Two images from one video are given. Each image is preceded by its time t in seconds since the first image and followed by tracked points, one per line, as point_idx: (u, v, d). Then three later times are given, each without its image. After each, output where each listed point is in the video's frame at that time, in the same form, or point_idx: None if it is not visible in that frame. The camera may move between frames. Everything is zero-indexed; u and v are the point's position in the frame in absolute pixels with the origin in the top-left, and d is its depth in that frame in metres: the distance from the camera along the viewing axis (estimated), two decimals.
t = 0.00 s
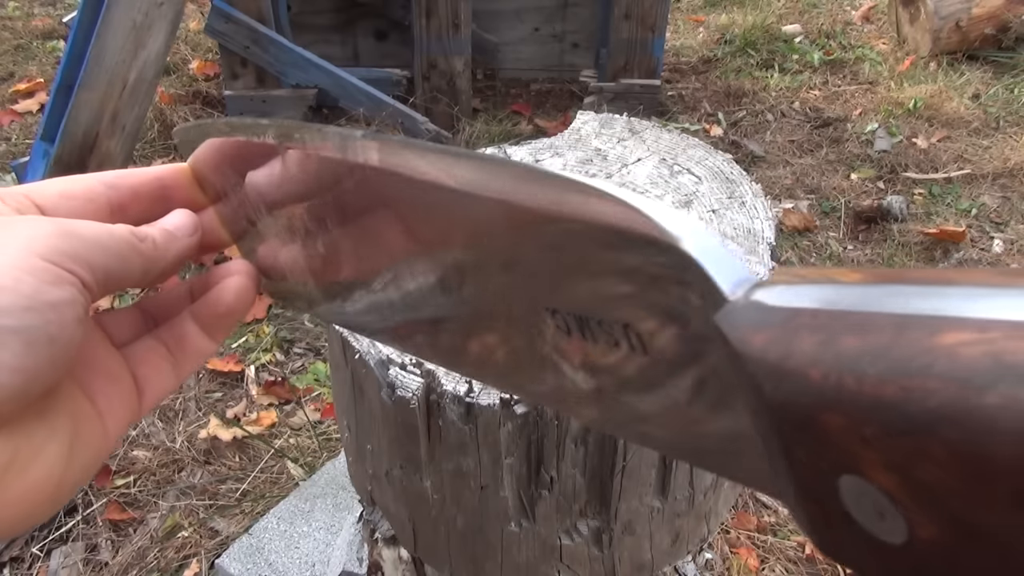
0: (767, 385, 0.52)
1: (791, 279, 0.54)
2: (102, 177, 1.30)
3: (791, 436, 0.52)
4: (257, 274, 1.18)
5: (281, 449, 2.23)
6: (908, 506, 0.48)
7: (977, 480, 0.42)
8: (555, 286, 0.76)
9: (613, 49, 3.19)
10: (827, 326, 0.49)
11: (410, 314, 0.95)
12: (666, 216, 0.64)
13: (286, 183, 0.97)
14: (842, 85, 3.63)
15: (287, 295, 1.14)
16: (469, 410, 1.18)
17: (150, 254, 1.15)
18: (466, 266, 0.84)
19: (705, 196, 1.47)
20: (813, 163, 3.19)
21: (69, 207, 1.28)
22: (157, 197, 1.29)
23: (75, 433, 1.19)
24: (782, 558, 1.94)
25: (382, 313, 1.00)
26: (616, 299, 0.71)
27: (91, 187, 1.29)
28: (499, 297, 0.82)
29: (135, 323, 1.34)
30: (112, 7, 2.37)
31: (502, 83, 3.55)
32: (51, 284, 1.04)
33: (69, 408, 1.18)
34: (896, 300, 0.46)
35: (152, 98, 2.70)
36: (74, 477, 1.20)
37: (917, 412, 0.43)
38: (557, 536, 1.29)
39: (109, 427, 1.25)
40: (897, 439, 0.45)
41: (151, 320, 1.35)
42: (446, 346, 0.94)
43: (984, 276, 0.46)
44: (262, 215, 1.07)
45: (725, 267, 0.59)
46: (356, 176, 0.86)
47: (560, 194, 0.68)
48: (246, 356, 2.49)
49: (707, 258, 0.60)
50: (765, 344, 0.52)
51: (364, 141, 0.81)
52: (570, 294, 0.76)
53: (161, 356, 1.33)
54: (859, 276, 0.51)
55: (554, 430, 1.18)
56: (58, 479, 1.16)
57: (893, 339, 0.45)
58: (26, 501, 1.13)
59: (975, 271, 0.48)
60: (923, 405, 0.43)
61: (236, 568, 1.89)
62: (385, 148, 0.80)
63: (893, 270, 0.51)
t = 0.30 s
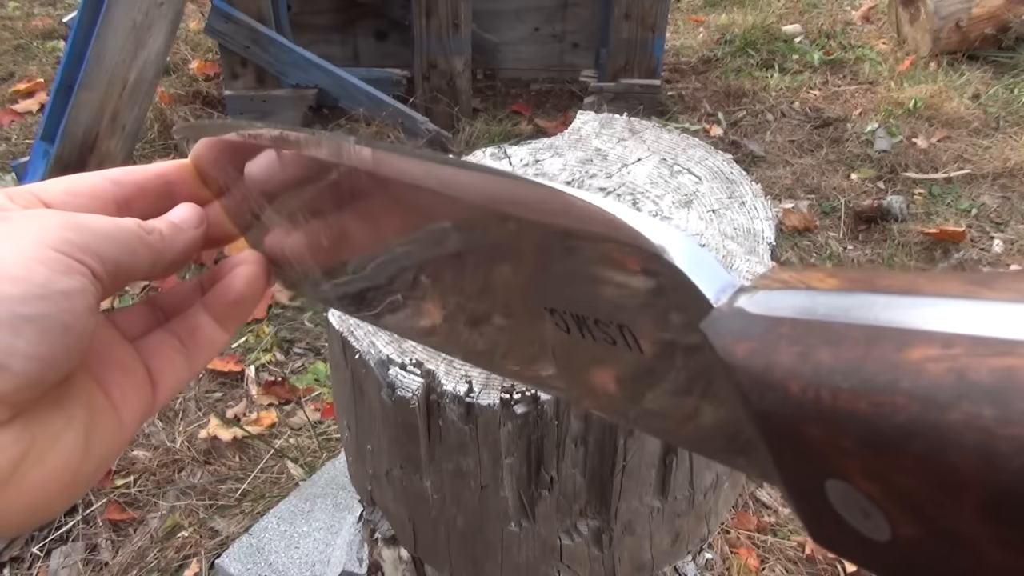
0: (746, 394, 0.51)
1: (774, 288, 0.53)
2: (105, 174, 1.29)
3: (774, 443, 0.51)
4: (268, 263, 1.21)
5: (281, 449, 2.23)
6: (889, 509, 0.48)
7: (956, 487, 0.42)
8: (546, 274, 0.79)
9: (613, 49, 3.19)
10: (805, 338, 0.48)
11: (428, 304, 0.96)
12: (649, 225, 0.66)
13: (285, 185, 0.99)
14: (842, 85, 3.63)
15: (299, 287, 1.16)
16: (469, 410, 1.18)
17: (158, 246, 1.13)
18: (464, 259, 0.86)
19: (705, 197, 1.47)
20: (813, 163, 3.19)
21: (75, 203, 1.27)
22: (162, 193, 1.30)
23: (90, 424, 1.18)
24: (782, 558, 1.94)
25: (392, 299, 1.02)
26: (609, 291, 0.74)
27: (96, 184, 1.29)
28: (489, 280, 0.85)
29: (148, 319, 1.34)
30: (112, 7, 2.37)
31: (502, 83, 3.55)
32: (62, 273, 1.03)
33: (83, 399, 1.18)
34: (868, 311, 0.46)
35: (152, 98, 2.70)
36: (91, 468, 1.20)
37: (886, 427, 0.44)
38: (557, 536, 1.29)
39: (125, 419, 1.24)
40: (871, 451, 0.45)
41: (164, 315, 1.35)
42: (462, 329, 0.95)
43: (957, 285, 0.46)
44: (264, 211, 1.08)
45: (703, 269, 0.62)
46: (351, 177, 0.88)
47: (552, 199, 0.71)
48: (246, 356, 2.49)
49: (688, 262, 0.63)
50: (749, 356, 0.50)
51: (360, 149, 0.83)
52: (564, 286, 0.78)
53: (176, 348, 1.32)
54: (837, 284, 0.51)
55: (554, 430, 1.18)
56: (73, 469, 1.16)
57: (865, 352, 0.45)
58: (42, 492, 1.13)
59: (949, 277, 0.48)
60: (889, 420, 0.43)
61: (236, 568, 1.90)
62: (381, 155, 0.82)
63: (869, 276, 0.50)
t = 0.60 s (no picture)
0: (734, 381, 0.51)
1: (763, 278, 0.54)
2: (115, 167, 1.29)
3: (768, 440, 0.50)
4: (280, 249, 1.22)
5: (281, 449, 2.23)
6: (880, 503, 0.47)
7: (941, 483, 0.42)
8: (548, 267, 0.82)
9: (613, 49, 3.19)
10: (792, 330, 0.49)
11: (444, 296, 0.97)
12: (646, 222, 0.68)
13: (286, 177, 1.01)
14: (842, 85, 3.63)
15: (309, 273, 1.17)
16: (469, 410, 1.17)
17: (168, 236, 1.14)
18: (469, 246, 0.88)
19: (705, 197, 1.47)
20: (813, 163, 3.19)
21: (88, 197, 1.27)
22: (170, 183, 1.29)
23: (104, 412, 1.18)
24: (782, 558, 1.94)
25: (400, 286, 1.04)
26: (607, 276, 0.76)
27: (105, 177, 1.29)
28: (497, 270, 0.87)
29: (158, 309, 1.33)
30: (112, 7, 2.37)
31: (502, 83, 3.55)
32: (74, 262, 1.04)
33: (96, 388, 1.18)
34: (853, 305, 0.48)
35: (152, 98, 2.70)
36: (105, 458, 1.19)
37: (870, 421, 0.44)
38: (557, 536, 1.29)
39: (138, 409, 1.24)
40: (858, 446, 0.45)
41: (175, 305, 1.34)
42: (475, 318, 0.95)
43: (937, 275, 0.47)
44: (270, 202, 1.10)
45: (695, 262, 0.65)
46: (349, 170, 0.90)
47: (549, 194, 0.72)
48: (246, 356, 2.49)
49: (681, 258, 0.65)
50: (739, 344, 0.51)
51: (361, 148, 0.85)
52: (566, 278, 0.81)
53: (187, 338, 1.32)
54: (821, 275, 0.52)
55: (555, 430, 1.18)
56: (88, 458, 1.16)
57: (849, 345, 0.46)
58: (59, 481, 1.12)
59: (928, 268, 0.49)
60: (872, 415, 0.44)
61: (236, 568, 1.90)
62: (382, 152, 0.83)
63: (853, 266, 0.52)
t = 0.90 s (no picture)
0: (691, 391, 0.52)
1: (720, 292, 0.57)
2: (108, 158, 1.30)
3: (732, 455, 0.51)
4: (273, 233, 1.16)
5: (281, 449, 2.23)
6: (837, 520, 0.47)
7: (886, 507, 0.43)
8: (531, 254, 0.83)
9: (613, 49, 3.19)
10: (745, 349, 0.50)
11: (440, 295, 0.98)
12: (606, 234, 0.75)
13: (271, 168, 1.02)
14: (842, 85, 3.63)
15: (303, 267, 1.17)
16: (469, 409, 1.17)
17: (162, 226, 1.14)
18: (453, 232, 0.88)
19: (705, 197, 1.47)
20: (813, 163, 3.19)
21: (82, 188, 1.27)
22: (161, 173, 1.29)
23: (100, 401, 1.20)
24: (782, 558, 1.94)
25: (393, 277, 1.03)
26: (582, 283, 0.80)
27: (98, 168, 1.29)
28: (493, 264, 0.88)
29: (156, 298, 1.33)
30: (112, 7, 2.37)
31: (502, 83, 3.55)
32: (66, 251, 1.06)
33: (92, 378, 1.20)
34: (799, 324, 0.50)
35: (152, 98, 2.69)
36: (104, 446, 1.22)
37: (816, 447, 0.44)
38: (557, 536, 1.29)
39: (135, 398, 1.26)
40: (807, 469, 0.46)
41: (173, 295, 1.34)
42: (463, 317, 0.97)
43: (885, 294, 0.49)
44: (259, 192, 1.09)
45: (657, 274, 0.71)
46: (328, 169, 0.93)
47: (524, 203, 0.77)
48: (246, 356, 2.48)
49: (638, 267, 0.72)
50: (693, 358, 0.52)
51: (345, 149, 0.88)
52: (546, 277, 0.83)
53: (185, 327, 1.32)
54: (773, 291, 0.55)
55: (554, 429, 1.18)
56: (85, 447, 1.18)
57: (796, 366, 0.47)
58: (58, 469, 1.14)
59: (872, 288, 0.52)
60: (817, 441, 0.44)
61: (236, 568, 1.90)
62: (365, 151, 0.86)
63: (806, 283, 0.54)
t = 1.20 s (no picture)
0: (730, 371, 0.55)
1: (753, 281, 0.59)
2: (95, 154, 1.30)
3: (775, 441, 0.54)
4: (268, 224, 1.21)
5: (281, 449, 2.23)
6: (885, 502, 0.49)
7: (948, 490, 0.45)
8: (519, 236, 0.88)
9: (613, 49, 3.19)
10: (787, 336, 0.53)
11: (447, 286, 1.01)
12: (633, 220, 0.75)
13: (262, 158, 1.07)
14: (842, 85, 3.63)
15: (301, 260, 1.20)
16: (469, 410, 1.17)
17: (155, 222, 1.15)
18: (444, 219, 0.93)
19: (705, 197, 1.48)
20: (813, 163, 3.19)
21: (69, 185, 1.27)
22: (151, 168, 1.31)
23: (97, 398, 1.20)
24: (782, 558, 1.95)
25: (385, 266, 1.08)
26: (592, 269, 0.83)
27: (85, 164, 1.29)
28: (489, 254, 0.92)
29: (150, 295, 1.33)
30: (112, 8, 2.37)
31: (502, 83, 3.54)
32: (60, 248, 1.05)
33: (88, 375, 1.20)
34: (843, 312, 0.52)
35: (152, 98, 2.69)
36: (102, 443, 1.22)
37: (870, 430, 0.48)
38: (557, 536, 1.29)
39: (133, 394, 1.26)
40: (861, 452, 0.49)
41: (167, 290, 1.34)
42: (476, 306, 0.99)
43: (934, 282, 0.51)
44: (252, 185, 1.14)
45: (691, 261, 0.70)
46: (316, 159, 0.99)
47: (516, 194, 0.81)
48: (246, 356, 2.48)
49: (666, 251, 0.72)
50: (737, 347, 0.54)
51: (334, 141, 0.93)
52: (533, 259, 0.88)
53: (179, 321, 1.32)
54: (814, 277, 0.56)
55: (555, 429, 1.18)
56: (84, 444, 1.18)
57: (844, 353, 0.50)
58: (57, 467, 1.14)
59: (915, 271, 0.54)
60: (872, 425, 0.48)
61: (236, 568, 1.91)
62: (352, 141, 0.91)
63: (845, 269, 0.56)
